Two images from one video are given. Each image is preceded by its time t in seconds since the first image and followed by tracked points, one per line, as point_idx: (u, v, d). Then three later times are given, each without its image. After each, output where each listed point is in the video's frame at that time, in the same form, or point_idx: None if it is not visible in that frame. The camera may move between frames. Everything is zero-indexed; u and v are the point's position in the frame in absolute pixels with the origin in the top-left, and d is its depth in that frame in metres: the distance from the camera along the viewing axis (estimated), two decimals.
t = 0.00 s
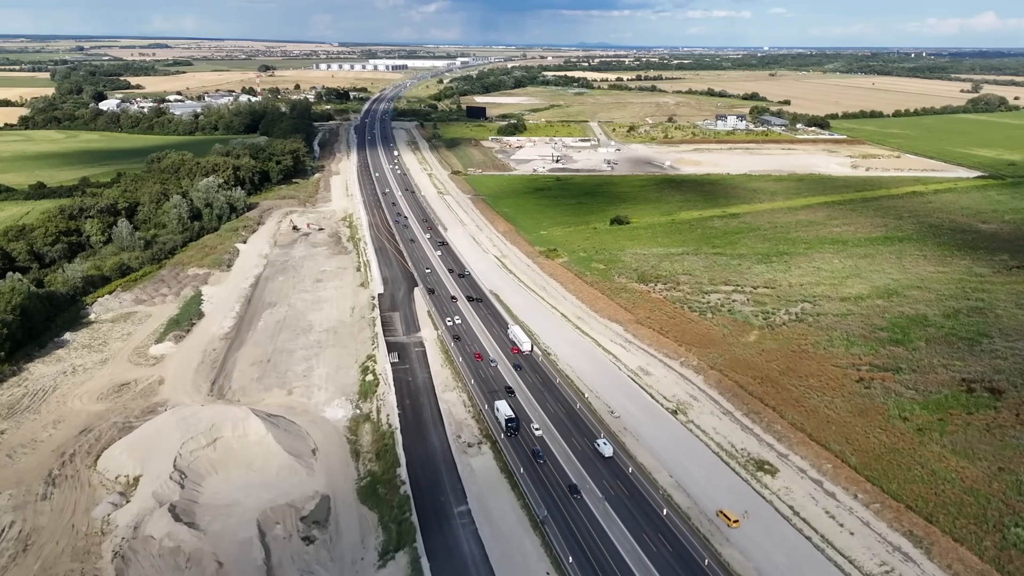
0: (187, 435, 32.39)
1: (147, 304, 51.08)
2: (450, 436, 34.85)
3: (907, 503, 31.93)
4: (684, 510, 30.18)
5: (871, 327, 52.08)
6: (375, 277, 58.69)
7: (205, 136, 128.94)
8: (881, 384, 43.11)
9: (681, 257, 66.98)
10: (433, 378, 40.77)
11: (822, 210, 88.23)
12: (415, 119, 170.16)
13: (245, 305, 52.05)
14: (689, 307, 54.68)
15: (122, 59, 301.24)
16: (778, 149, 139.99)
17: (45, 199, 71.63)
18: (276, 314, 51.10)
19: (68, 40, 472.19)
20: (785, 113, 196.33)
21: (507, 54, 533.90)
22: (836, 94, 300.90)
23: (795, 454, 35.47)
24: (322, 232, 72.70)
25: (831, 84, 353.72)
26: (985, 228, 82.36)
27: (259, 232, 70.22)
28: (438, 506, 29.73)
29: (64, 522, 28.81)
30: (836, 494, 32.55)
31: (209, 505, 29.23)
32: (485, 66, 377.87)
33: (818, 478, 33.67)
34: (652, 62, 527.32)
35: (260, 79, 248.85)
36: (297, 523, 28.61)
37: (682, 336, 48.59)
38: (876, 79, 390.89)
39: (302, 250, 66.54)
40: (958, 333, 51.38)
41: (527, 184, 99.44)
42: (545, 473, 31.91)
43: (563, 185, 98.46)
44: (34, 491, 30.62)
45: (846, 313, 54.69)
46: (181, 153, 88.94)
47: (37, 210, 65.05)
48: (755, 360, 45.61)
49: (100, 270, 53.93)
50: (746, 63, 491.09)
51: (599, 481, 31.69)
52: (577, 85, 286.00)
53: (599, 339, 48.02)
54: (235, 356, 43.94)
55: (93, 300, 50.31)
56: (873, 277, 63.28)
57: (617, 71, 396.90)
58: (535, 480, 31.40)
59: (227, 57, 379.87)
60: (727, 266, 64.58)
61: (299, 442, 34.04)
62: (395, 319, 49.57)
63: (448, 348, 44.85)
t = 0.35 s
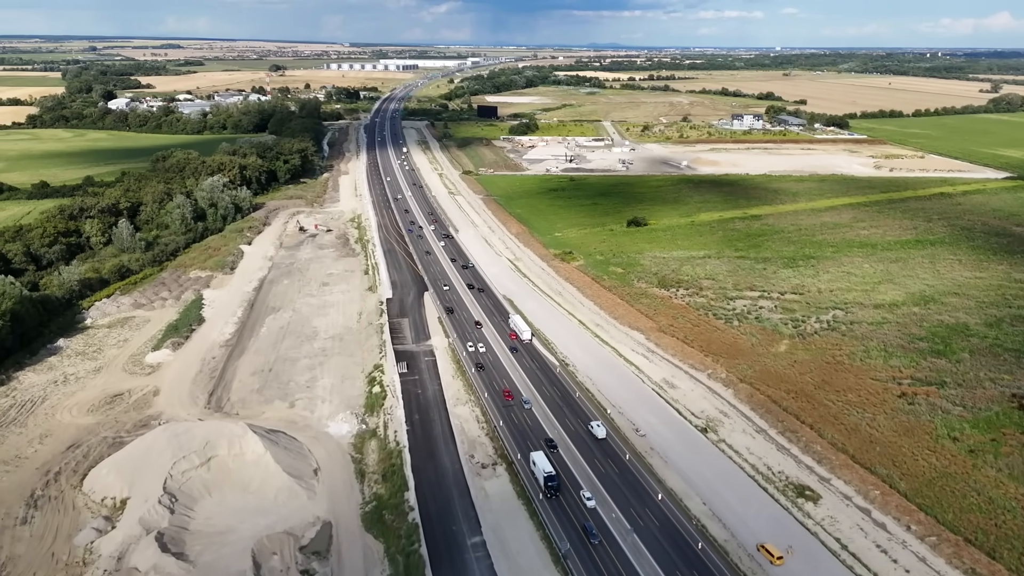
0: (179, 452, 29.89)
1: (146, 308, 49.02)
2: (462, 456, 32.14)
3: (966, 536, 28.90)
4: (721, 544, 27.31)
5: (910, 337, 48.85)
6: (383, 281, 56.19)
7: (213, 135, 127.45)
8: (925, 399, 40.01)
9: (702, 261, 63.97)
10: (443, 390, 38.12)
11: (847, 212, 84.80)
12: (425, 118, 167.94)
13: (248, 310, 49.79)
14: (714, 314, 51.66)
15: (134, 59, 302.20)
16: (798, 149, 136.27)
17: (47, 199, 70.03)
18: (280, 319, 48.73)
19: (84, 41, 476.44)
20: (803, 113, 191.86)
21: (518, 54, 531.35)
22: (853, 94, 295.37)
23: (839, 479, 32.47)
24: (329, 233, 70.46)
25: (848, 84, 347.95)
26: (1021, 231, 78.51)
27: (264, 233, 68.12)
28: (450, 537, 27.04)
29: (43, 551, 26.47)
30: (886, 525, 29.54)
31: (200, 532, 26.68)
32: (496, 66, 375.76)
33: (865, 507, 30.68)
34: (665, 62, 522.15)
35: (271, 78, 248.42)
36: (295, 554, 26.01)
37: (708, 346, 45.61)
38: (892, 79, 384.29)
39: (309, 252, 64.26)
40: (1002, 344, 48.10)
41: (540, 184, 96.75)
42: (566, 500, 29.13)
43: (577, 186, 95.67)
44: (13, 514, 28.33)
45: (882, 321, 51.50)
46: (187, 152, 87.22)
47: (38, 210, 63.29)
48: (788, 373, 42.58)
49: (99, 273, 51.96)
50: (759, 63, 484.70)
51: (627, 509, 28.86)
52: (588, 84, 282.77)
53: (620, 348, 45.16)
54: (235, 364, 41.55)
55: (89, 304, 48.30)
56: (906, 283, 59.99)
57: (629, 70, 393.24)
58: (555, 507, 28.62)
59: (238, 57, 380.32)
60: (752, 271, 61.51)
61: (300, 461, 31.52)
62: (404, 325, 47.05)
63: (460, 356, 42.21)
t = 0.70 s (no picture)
0: (168, 474, 27.42)
1: (144, 313, 47.00)
2: (474, 479, 29.41)
3: None
4: None
5: (952, 348, 45.63)
6: (392, 285, 53.65)
7: (221, 134, 126.10)
8: (975, 417, 36.87)
9: (725, 265, 60.96)
10: (455, 404, 35.39)
11: (875, 213, 81.38)
12: (436, 117, 165.77)
13: (251, 316, 47.55)
14: (741, 322, 48.66)
15: (145, 57, 303.03)
16: (818, 148, 132.55)
17: (50, 198, 68.56)
18: (283, 326, 46.44)
19: (98, 41, 480.90)
20: (821, 112, 187.54)
21: (529, 54, 528.69)
22: (871, 93, 289.82)
23: (889, 508, 29.45)
24: (337, 234, 68.18)
25: (864, 84, 342.19)
26: None
27: (270, 234, 66.04)
28: (462, 574, 24.33)
29: None
30: (947, 565, 26.50)
31: (188, 566, 24.17)
32: (508, 66, 373.53)
33: (921, 542, 27.64)
34: (677, 61, 517.43)
35: (281, 77, 247.98)
36: None
37: (737, 357, 42.52)
38: (910, 78, 377.60)
39: (315, 254, 61.97)
40: None
41: (553, 184, 94.06)
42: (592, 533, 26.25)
43: (592, 186, 92.95)
44: None
45: (921, 331, 48.31)
46: (193, 150, 85.52)
47: (38, 209, 61.69)
48: (824, 387, 39.54)
49: (96, 275, 50.06)
50: (773, 63, 478.82)
51: (658, 544, 25.96)
52: (601, 84, 279.45)
53: (642, 358, 42.18)
54: (234, 374, 39.22)
55: (85, 309, 46.36)
56: (944, 290, 56.62)
57: (641, 70, 389.37)
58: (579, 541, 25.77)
59: (250, 57, 380.70)
60: (778, 275, 58.37)
61: (300, 483, 29.03)
62: (413, 333, 44.49)
63: (472, 366, 39.50)
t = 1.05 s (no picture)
0: (154, 501, 24.91)
1: (139, 319, 44.93)
2: (487, 507, 26.75)
3: None
4: None
5: (998, 360, 42.40)
6: (399, 290, 51.14)
7: (228, 132, 124.59)
8: None
9: (749, 269, 57.95)
10: (465, 420, 32.75)
11: (902, 215, 77.95)
12: (445, 117, 163.48)
13: (251, 322, 45.23)
14: (769, 330, 45.64)
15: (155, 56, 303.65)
16: (837, 148, 128.80)
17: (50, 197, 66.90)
18: (285, 332, 44.10)
19: (110, 42, 484.08)
20: (838, 112, 183.26)
21: (539, 54, 525.87)
22: (888, 93, 284.20)
23: (946, 544, 26.47)
24: (342, 236, 65.88)
25: (880, 84, 336.50)
26: None
27: (273, 235, 63.90)
28: None
29: None
30: None
31: None
32: (517, 66, 370.53)
33: None
34: (688, 61, 511.46)
35: (290, 77, 247.33)
36: None
37: (767, 369, 39.59)
38: (926, 79, 371.23)
39: (319, 256, 59.67)
40: None
41: (565, 185, 91.30)
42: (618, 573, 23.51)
43: (605, 186, 90.12)
44: None
45: (961, 341, 45.11)
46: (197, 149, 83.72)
47: (36, 208, 59.96)
48: (863, 403, 36.53)
49: (91, 278, 48.11)
50: (785, 63, 473.22)
51: None
52: (612, 83, 276.15)
53: (664, 370, 39.37)
54: (230, 386, 36.86)
55: (78, 313, 44.40)
56: (982, 297, 53.27)
57: (653, 70, 385.59)
58: None
59: (260, 58, 380.69)
60: (805, 281, 55.24)
61: (297, 510, 26.50)
62: (421, 341, 41.94)
63: (484, 378, 36.85)
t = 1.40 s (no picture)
0: (134, 533, 22.43)
1: (133, 326, 42.83)
2: (502, 540, 24.13)
3: None
4: None
5: None
6: (406, 294, 48.59)
7: (233, 132, 123.15)
8: None
9: (774, 273, 54.92)
10: (476, 440, 30.12)
11: (931, 217, 74.48)
12: (454, 116, 160.96)
13: (250, 329, 42.89)
14: (801, 340, 42.58)
15: (164, 56, 304.04)
16: (857, 147, 125.01)
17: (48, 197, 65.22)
18: (285, 339, 41.74)
19: (122, 43, 486.43)
20: (855, 111, 178.70)
21: (548, 54, 522.80)
22: (905, 92, 278.70)
23: None
24: (348, 237, 63.52)
25: (896, 83, 330.60)
26: None
27: (277, 236, 61.75)
28: None
29: None
30: None
31: None
32: (527, 65, 367.04)
33: None
34: (699, 60, 505.61)
35: (299, 76, 246.64)
36: None
37: (802, 383, 36.63)
38: (943, 77, 364.52)
39: (323, 259, 57.31)
40: None
41: (578, 185, 88.47)
42: None
43: (619, 187, 87.24)
44: None
45: (1008, 352, 41.84)
46: (200, 147, 81.82)
47: (32, 208, 58.16)
48: (908, 422, 33.49)
49: (84, 282, 46.08)
50: (797, 63, 468.59)
51: None
52: (622, 83, 272.69)
53: (690, 383, 36.54)
54: (225, 399, 34.45)
55: (69, 319, 42.36)
56: None
57: (664, 70, 381.59)
58: None
59: (269, 58, 380.50)
60: (834, 285, 52.14)
61: (292, 543, 23.96)
62: (429, 350, 39.36)
63: (496, 391, 34.22)
